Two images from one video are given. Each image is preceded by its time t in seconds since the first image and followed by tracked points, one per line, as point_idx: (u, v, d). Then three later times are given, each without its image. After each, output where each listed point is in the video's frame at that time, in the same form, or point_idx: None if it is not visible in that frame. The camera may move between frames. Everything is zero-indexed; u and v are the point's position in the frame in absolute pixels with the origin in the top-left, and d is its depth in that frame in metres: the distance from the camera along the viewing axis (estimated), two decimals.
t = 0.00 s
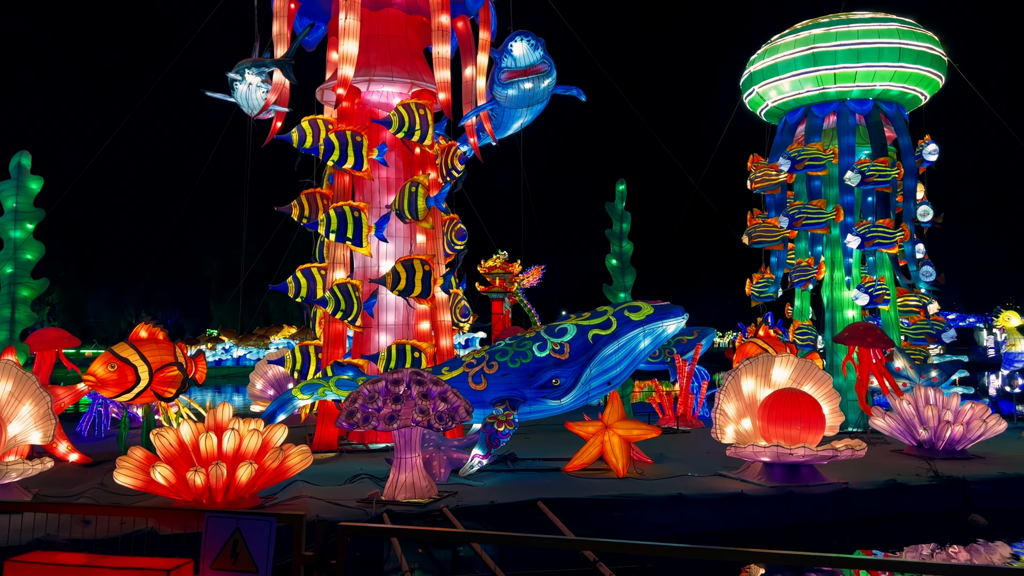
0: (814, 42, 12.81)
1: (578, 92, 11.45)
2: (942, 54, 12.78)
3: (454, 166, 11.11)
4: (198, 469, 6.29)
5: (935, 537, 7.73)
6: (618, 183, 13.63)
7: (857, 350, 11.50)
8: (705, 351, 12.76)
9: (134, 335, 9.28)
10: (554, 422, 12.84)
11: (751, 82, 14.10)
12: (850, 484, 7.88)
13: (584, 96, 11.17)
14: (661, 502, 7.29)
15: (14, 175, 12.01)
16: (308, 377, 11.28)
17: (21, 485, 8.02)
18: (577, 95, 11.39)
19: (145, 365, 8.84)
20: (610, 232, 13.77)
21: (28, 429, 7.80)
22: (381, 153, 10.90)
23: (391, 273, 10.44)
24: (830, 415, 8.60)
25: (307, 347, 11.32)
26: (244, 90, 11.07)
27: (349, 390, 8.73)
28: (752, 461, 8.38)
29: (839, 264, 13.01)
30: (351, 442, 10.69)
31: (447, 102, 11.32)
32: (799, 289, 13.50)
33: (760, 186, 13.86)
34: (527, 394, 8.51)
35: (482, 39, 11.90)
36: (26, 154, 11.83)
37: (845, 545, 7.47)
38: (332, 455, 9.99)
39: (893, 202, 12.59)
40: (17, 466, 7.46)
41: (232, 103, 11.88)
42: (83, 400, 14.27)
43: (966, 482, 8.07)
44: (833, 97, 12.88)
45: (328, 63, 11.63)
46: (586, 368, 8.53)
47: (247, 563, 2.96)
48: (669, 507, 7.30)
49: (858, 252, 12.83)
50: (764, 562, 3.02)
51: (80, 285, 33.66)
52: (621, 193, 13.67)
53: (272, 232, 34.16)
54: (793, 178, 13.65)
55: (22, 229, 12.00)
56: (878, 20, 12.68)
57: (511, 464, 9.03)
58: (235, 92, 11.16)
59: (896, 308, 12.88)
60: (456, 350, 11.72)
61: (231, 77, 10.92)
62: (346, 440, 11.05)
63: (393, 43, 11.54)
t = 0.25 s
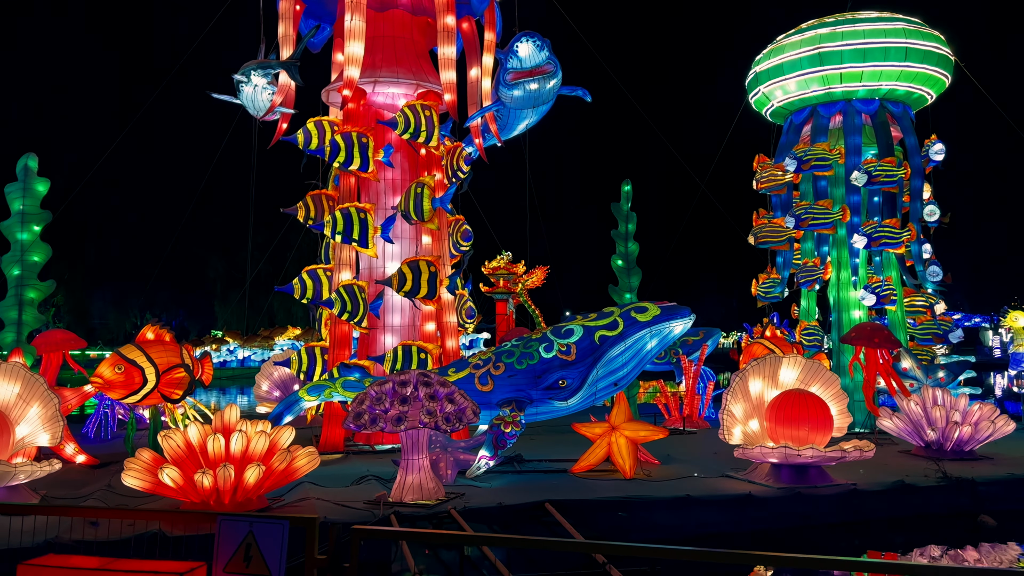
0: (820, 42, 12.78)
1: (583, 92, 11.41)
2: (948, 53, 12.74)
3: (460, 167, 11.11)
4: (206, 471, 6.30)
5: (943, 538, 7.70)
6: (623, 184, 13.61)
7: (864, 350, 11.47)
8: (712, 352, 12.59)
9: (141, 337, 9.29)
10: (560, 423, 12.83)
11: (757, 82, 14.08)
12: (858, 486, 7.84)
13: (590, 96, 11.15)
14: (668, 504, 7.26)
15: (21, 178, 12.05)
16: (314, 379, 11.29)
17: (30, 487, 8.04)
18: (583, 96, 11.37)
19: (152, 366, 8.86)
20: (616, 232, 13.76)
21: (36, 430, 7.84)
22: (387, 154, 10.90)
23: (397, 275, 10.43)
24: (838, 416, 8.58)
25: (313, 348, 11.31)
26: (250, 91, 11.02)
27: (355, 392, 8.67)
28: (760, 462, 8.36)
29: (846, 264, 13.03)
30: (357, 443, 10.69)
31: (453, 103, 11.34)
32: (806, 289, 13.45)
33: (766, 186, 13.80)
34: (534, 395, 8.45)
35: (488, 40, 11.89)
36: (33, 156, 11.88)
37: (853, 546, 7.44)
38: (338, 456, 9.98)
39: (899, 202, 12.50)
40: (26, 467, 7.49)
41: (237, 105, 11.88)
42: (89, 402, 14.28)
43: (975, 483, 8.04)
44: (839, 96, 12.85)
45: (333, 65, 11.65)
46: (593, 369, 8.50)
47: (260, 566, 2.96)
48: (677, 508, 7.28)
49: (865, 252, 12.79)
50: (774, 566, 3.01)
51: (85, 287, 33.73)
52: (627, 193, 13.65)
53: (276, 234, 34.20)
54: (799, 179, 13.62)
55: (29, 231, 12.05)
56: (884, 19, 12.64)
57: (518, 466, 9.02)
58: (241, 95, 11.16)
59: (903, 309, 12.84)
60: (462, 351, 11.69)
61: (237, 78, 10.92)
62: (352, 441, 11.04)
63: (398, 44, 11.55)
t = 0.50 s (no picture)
0: (834, 41, 12.70)
1: (597, 92, 11.40)
2: (965, 51, 12.63)
3: (473, 169, 11.20)
4: (223, 471, 6.35)
5: (962, 540, 7.64)
6: (637, 184, 13.59)
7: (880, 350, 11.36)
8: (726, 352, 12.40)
9: (157, 338, 9.38)
10: (574, 423, 12.82)
11: (771, 81, 14.04)
12: (875, 487, 7.82)
13: (603, 96, 11.14)
14: (682, 505, 7.25)
15: (39, 180, 12.18)
16: (329, 379, 11.37)
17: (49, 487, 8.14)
18: (596, 96, 11.36)
19: (169, 368, 8.94)
20: (629, 233, 13.75)
21: (55, 431, 7.95)
22: (401, 156, 11.05)
23: (411, 276, 10.45)
24: (854, 416, 8.55)
25: (329, 349, 11.38)
26: (264, 94, 11.18)
27: (371, 392, 8.67)
28: (775, 463, 8.34)
29: (861, 264, 12.88)
30: (372, 444, 10.73)
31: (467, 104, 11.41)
32: (820, 290, 13.38)
33: (781, 186, 13.73)
34: (548, 396, 8.45)
35: (501, 41, 11.89)
36: (51, 160, 12.02)
37: (871, 548, 7.40)
38: (353, 456, 10.03)
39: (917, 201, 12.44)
40: (45, 467, 7.55)
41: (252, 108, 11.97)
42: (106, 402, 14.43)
43: (993, 484, 7.98)
44: (854, 95, 12.78)
45: (347, 67, 11.72)
46: (608, 370, 8.49)
47: (281, 566, 2.99)
48: (693, 509, 7.26)
49: (880, 251, 12.71)
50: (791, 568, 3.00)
51: (101, 288, 34.03)
52: (641, 193, 13.64)
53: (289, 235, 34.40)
54: (814, 178, 13.56)
55: (47, 234, 12.22)
56: (899, 17, 12.54)
57: (532, 467, 9.06)
58: (256, 98, 11.29)
59: (919, 309, 12.70)
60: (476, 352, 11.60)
61: (252, 81, 11.09)
62: (367, 441, 11.08)
63: (412, 46, 11.60)
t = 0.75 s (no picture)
0: (864, 39, 12.53)
1: (624, 93, 11.38)
2: (999, 47, 12.40)
3: (499, 170, 11.20)
4: (259, 471, 6.49)
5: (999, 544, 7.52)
6: (664, 184, 13.55)
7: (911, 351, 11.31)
8: (755, 353, 12.20)
9: (191, 340, 9.56)
10: (601, 425, 12.81)
11: (800, 79, 13.92)
12: (907, 491, 7.85)
13: (630, 97, 11.13)
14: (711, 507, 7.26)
15: (76, 185, 12.50)
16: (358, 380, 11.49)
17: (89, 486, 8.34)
18: (623, 97, 11.33)
19: (202, 368, 9.08)
20: (657, 233, 13.70)
21: (93, 432, 8.16)
22: (428, 158, 11.10)
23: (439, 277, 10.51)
24: (886, 418, 8.47)
25: (358, 350, 11.49)
26: (295, 98, 11.21)
27: (400, 393, 8.73)
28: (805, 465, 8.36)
29: (892, 264, 12.53)
30: (401, 444, 10.83)
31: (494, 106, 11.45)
32: (851, 289, 13.28)
33: (810, 185, 13.67)
34: (576, 397, 8.42)
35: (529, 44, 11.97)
36: (88, 165, 12.34)
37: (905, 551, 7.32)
38: (383, 457, 10.14)
39: (949, 201, 12.33)
40: (85, 467, 7.74)
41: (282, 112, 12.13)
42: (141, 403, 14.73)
43: None
44: (885, 93, 12.63)
45: (375, 71, 11.83)
46: (636, 371, 8.44)
47: (319, 566, 3.05)
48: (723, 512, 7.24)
49: (911, 251, 12.41)
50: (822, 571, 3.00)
51: (134, 291, 34.68)
52: (668, 194, 13.59)
53: (317, 237, 34.76)
54: (844, 177, 13.45)
55: (84, 237, 12.55)
56: (931, 14, 12.32)
57: (560, 468, 9.13)
58: (286, 101, 11.30)
59: (953, 309, 12.54)
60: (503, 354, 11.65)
61: (282, 85, 11.11)
62: (396, 442, 11.19)
63: (440, 49, 11.69)
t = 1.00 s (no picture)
0: (914, 34, 12.26)
1: (667, 92, 11.29)
2: None
3: (544, 172, 11.23)
4: (306, 470, 6.62)
5: None
6: (708, 184, 13.40)
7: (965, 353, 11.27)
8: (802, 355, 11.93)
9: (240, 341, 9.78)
10: (645, 427, 12.72)
11: (848, 77, 13.65)
12: (962, 495, 7.68)
13: (674, 97, 10.97)
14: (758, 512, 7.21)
15: (130, 191, 12.89)
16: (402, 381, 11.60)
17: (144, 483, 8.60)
18: (666, 97, 11.24)
19: (252, 369, 9.29)
20: (700, 234, 13.56)
21: (148, 431, 8.42)
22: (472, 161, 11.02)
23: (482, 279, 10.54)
24: (940, 422, 8.21)
25: (402, 351, 11.59)
26: (340, 103, 11.36)
27: (444, 395, 8.74)
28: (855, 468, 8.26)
29: (944, 264, 12.32)
30: (444, 444, 10.92)
31: (536, 108, 11.48)
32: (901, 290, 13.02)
33: (859, 183, 13.27)
34: (619, 399, 8.37)
35: (571, 45, 11.94)
36: (141, 171, 12.72)
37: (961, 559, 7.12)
38: (427, 457, 10.24)
39: (1003, 200, 12.11)
40: (140, 465, 7.92)
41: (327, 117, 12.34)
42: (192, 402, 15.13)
43: None
44: (936, 90, 12.36)
45: (418, 74, 11.92)
46: (680, 373, 8.36)
47: (370, 567, 3.10)
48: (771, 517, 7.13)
49: (963, 250, 12.21)
50: None
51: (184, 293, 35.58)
52: (712, 194, 13.44)
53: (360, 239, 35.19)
54: (893, 175, 13.07)
55: (137, 241, 12.90)
56: (983, 7, 11.95)
57: (603, 470, 9.14)
58: (331, 106, 11.47)
59: (1009, 309, 12.00)
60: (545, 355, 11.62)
61: (327, 91, 11.39)
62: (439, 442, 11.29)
63: (483, 52, 11.76)
